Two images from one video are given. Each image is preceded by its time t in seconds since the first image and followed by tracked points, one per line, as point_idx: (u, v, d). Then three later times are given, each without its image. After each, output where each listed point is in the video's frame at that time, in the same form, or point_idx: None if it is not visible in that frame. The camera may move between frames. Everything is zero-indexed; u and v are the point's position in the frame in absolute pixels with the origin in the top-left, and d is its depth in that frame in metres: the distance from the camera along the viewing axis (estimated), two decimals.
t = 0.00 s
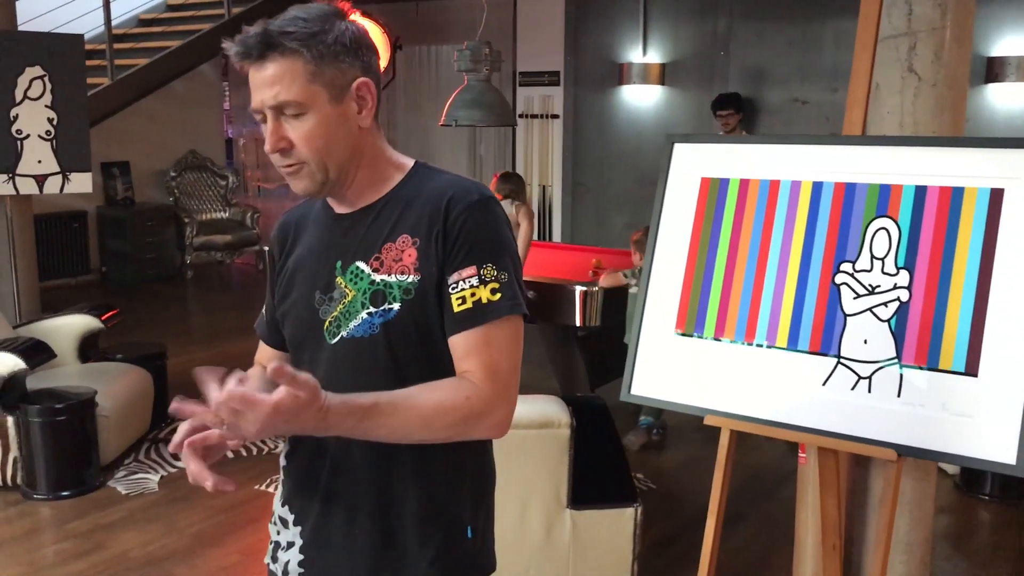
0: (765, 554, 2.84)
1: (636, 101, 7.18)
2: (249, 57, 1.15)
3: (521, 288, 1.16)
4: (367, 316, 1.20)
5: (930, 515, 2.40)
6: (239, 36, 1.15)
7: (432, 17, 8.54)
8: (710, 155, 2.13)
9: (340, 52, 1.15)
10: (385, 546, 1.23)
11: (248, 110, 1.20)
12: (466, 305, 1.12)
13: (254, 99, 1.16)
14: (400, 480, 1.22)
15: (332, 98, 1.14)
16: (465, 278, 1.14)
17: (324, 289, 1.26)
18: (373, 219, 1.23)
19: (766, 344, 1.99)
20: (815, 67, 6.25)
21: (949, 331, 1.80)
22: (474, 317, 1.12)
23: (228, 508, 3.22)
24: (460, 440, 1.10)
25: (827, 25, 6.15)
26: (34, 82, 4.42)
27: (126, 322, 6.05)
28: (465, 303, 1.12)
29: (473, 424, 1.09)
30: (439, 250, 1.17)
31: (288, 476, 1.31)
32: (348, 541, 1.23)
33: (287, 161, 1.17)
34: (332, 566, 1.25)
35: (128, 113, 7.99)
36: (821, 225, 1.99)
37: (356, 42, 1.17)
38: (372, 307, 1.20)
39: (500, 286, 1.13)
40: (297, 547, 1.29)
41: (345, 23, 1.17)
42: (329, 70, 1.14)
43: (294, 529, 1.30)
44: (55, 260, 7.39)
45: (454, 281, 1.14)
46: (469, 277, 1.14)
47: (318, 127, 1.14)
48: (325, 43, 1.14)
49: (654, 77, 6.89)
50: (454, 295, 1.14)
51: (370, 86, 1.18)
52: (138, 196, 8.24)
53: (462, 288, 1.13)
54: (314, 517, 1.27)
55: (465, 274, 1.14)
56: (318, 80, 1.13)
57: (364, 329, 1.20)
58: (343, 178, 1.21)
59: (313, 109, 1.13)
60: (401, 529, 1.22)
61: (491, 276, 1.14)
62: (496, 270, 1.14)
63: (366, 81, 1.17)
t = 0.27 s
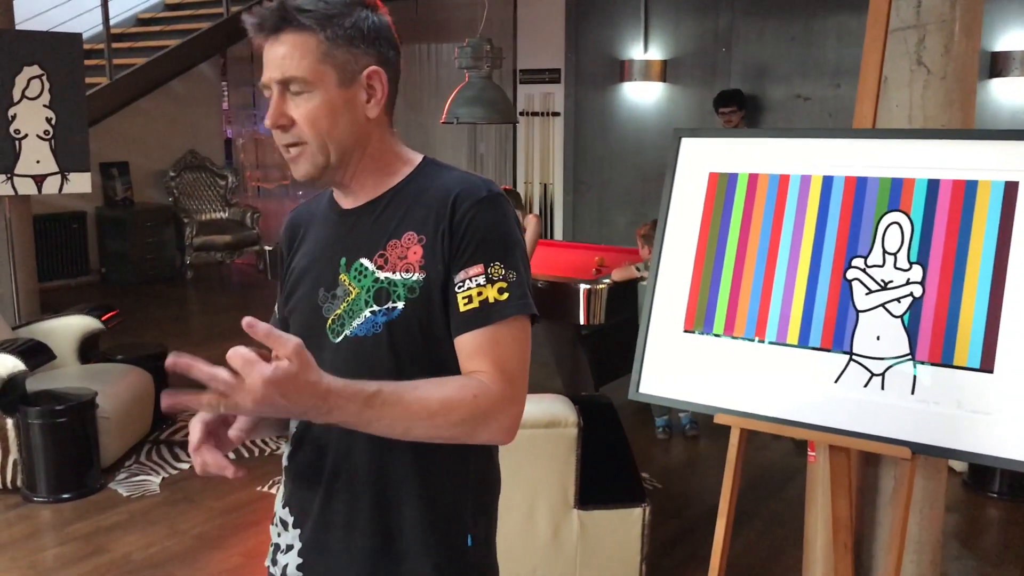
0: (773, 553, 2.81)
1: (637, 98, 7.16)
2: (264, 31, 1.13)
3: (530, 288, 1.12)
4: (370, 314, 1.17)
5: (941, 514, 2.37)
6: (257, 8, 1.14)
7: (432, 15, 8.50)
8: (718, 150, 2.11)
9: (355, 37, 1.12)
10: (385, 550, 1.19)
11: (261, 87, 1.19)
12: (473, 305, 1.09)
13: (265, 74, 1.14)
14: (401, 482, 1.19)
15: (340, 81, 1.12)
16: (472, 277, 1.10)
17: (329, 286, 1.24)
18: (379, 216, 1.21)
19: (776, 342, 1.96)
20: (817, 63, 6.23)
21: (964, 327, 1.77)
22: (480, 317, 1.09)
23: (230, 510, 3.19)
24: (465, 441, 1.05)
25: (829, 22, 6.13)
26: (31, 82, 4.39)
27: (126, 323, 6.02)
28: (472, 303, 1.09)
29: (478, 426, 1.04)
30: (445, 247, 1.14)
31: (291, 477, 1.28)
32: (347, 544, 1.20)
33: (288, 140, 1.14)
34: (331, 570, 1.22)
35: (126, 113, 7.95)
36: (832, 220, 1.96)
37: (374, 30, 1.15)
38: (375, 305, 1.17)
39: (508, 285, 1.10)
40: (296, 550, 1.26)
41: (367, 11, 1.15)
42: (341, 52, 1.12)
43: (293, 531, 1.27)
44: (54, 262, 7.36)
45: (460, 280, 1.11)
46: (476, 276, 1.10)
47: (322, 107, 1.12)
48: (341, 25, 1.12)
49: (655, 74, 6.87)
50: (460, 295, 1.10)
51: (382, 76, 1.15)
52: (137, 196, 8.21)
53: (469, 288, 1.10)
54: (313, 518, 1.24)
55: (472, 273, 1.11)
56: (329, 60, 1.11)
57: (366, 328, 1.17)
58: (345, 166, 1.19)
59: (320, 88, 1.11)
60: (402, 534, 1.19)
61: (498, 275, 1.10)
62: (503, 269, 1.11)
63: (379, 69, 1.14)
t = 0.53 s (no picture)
0: (778, 552, 2.79)
1: (633, 94, 7.13)
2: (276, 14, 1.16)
3: (536, 290, 1.09)
4: (366, 319, 1.15)
5: (946, 512, 2.35)
6: None
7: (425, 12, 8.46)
8: (720, 145, 2.07)
9: (358, 33, 1.12)
10: (383, 558, 1.16)
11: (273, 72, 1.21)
12: (481, 311, 1.06)
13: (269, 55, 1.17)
14: (399, 487, 1.15)
15: (334, 72, 1.12)
16: (478, 282, 1.07)
17: (327, 288, 1.21)
18: (378, 217, 1.17)
19: (781, 339, 1.93)
20: (814, 57, 6.21)
21: (972, 323, 1.75)
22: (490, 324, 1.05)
23: (227, 514, 3.15)
24: (476, 443, 1.04)
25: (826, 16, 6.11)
26: (22, 82, 4.34)
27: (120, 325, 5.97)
28: (479, 309, 1.06)
29: (487, 428, 1.03)
30: (448, 250, 1.11)
31: (289, 481, 1.25)
32: (344, 551, 1.17)
33: (275, 122, 1.16)
34: None
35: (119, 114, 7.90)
36: (836, 216, 1.93)
37: (383, 29, 1.14)
38: (371, 309, 1.14)
39: (516, 289, 1.06)
40: (291, 557, 1.23)
41: (384, 10, 1.15)
42: (340, 45, 1.12)
43: (289, 539, 1.24)
44: (47, 264, 7.31)
45: (466, 286, 1.08)
46: (483, 282, 1.07)
47: (308, 95, 1.13)
48: (347, 19, 1.12)
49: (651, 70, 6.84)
50: (467, 301, 1.07)
51: (381, 74, 1.14)
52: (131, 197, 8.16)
53: (475, 294, 1.06)
54: (307, 526, 1.20)
55: (478, 279, 1.07)
56: (325, 51, 1.12)
57: (360, 332, 1.15)
58: (330, 160, 1.18)
59: (311, 76, 1.12)
60: (400, 541, 1.16)
61: (505, 279, 1.07)
62: (510, 272, 1.07)
63: (379, 68, 1.13)
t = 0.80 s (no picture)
0: (776, 549, 2.78)
1: (625, 91, 7.12)
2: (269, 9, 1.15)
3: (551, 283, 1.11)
4: (364, 322, 1.13)
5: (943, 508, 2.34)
6: None
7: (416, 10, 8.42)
8: (715, 142, 2.06)
9: (352, 30, 1.11)
10: (380, 562, 1.15)
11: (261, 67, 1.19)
12: (512, 313, 1.06)
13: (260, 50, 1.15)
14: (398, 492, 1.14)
15: (326, 70, 1.11)
16: (504, 285, 1.07)
17: (321, 289, 1.19)
18: (376, 220, 1.15)
19: (778, 335, 1.92)
20: (806, 53, 6.20)
21: (971, 319, 1.74)
22: (527, 326, 1.07)
23: (221, 516, 3.13)
24: (529, 429, 1.08)
25: (817, 13, 6.11)
26: (9, 82, 4.30)
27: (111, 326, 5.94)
28: (509, 312, 1.06)
29: (540, 416, 1.07)
30: (456, 253, 1.09)
31: (286, 485, 1.24)
32: (342, 556, 1.16)
33: (265, 118, 1.14)
34: None
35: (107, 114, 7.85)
36: (833, 212, 1.92)
37: (377, 27, 1.13)
38: (370, 312, 1.13)
39: (541, 286, 1.08)
40: (288, 562, 1.22)
41: (377, 7, 1.13)
42: (333, 42, 1.11)
43: (285, 543, 1.23)
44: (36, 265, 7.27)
45: (492, 291, 1.07)
46: (508, 284, 1.07)
47: (299, 92, 1.11)
48: (340, 16, 1.11)
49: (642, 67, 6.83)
50: (495, 304, 1.07)
51: (373, 71, 1.12)
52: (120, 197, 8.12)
53: (504, 297, 1.07)
54: (304, 532, 1.19)
55: (503, 282, 1.07)
56: (318, 47, 1.11)
57: (361, 334, 1.13)
58: (322, 157, 1.16)
59: (303, 72, 1.11)
60: (399, 545, 1.15)
61: (529, 278, 1.07)
62: (531, 271, 1.08)
63: (371, 66, 1.12)
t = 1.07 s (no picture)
0: (765, 542, 2.80)
1: (614, 88, 7.13)
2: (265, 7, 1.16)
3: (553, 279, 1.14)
4: (371, 315, 1.14)
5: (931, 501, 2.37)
6: None
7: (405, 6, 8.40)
8: (704, 138, 2.07)
9: (344, 28, 1.12)
10: (386, 554, 1.15)
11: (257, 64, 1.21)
12: (520, 306, 1.09)
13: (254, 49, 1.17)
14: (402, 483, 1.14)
15: (315, 69, 1.11)
16: (512, 278, 1.09)
17: (323, 283, 1.19)
18: (378, 215, 1.16)
19: (768, 330, 1.94)
20: (794, 50, 6.23)
21: (959, 313, 1.76)
22: (534, 318, 1.09)
23: (212, 512, 3.13)
24: (532, 420, 1.10)
25: (806, 10, 6.14)
26: None
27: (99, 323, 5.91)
28: (518, 305, 1.09)
29: (546, 406, 1.09)
30: (466, 247, 1.11)
31: (286, 478, 1.24)
32: (347, 548, 1.17)
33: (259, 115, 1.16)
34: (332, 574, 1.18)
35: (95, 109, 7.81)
36: (823, 207, 1.94)
37: (370, 26, 1.13)
38: (377, 305, 1.14)
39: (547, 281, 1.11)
40: (289, 555, 1.22)
41: (368, 5, 1.13)
42: (324, 41, 1.12)
43: (285, 537, 1.23)
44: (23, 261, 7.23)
45: (500, 284, 1.09)
46: (516, 277, 1.09)
47: (289, 90, 1.12)
48: (331, 14, 1.12)
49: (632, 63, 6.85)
50: (503, 298, 1.09)
51: (361, 72, 1.12)
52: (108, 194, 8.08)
53: (512, 290, 1.09)
54: (308, 524, 1.20)
55: (511, 275, 1.09)
56: (308, 47, 1.12)
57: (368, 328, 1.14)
58: (319, 154, 1.16)
59: (292, 71, 1.12)
60: (404, 536, 1.16)
61: (535, 272, 1.10)
62: (537, 265, 1.11)
63: (359, 66, 1.12)
